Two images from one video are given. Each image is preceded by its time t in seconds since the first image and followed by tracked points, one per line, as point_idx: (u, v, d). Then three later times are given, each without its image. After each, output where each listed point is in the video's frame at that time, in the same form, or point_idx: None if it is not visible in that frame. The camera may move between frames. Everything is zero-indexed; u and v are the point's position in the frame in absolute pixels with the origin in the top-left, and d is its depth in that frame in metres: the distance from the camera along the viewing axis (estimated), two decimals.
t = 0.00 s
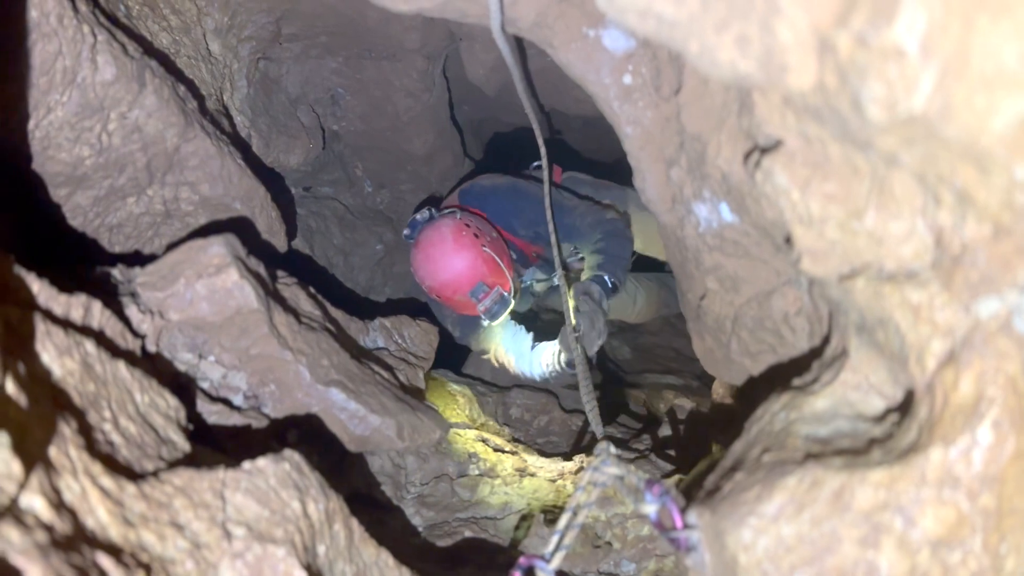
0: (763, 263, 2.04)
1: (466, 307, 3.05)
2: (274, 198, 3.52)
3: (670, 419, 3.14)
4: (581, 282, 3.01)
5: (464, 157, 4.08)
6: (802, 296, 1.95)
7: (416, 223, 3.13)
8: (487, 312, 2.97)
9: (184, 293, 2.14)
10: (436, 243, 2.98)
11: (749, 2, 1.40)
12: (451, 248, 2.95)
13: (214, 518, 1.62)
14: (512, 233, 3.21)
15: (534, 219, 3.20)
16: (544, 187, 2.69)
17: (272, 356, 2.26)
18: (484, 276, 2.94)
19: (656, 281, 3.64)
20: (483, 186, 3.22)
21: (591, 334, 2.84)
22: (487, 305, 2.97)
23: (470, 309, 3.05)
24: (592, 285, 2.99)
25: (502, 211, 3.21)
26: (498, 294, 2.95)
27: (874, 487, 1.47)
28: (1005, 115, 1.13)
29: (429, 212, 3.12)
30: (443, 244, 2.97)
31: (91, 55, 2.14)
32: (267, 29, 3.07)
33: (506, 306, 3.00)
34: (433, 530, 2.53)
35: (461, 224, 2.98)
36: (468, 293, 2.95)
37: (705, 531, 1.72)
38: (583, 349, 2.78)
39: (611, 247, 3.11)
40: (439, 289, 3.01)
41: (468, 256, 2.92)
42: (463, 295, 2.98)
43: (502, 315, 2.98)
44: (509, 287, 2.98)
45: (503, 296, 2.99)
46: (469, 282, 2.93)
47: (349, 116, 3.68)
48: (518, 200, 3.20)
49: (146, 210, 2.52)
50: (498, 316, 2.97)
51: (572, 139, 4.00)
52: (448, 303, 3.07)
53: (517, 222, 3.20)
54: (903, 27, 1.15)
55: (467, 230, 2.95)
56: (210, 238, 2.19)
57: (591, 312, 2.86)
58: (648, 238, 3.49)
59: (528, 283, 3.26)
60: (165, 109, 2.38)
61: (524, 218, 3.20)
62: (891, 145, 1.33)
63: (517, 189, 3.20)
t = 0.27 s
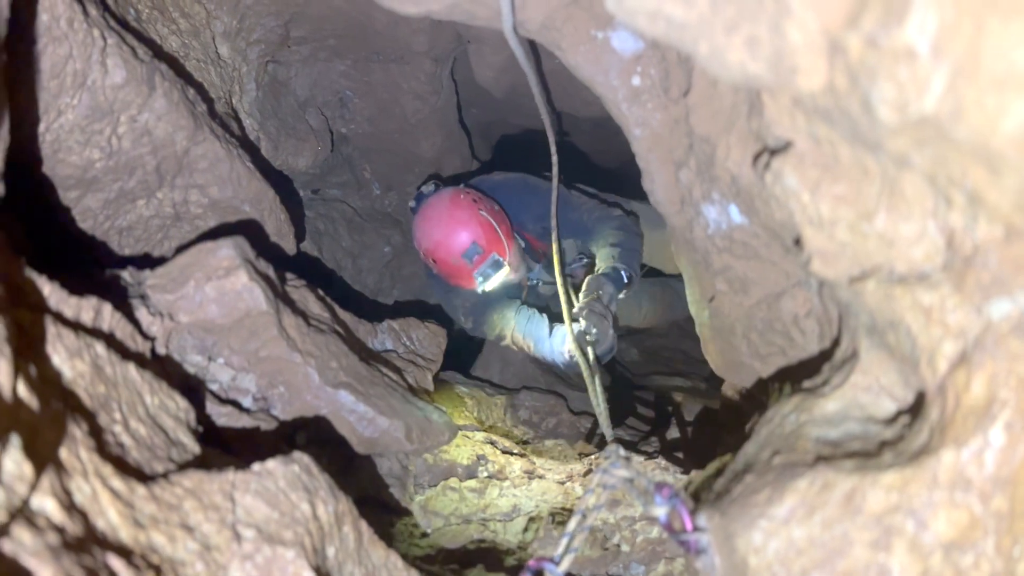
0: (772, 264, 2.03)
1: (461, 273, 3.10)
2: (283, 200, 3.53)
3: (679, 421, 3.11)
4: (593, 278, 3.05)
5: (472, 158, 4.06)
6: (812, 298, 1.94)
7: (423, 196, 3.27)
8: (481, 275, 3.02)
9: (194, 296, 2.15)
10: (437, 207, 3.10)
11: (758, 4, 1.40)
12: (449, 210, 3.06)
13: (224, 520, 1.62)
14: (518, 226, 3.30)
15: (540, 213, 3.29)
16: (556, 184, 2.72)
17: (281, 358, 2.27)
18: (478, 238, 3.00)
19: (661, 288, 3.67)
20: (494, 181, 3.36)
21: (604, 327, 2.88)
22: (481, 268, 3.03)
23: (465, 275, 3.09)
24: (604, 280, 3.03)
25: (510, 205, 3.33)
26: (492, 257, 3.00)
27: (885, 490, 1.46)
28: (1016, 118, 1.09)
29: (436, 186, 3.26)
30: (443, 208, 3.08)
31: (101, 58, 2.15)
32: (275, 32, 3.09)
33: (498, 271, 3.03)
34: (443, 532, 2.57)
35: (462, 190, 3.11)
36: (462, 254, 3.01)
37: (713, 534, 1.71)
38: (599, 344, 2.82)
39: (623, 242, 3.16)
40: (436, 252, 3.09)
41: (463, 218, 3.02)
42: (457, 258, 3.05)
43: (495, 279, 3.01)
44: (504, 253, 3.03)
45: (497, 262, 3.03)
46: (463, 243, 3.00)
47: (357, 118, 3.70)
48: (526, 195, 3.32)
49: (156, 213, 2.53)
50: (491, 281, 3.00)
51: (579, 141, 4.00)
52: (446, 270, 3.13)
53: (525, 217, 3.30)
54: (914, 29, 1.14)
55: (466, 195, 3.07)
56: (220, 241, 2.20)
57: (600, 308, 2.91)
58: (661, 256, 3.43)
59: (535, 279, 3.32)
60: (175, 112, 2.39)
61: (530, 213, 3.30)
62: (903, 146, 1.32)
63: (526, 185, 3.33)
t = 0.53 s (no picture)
0: (780, 267, 2.03)
1: (450, 252, 3.11)
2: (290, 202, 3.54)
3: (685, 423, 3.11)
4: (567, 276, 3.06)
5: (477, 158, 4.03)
6: (820, 301, 1.94)
7: (417, 177, 3.29)
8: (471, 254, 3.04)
9: (202, 298, 2.15)
10: (431, 185, 3.11)
11: (767, 5, 1.40)
12: (445, 187, 3.07)
13: (232, 522, 1.63)
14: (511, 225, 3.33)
15: (532, 212, 3.33)
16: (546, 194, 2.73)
17: (289, 360, 2.28)
18: (472, 216, 3.03)
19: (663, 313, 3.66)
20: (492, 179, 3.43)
21: (587, 326, 2.91)
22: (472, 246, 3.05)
23: (454, 254, 3.10)
24: (583, 279, 3.03)
25: (504, 205, 3.37)
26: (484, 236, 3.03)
27: (895, 493, 1.46)
28: None
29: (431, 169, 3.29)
30: (438, 185, 3.10)
31: (109, 62, 2.16)
32: (283, 35, 3.10)
33: (489, 250, 3.06)
34: (449, 535, 2.54)
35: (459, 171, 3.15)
36: (454, 230, 3.02)
37: (723, 538, 1.72)
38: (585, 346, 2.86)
39: (603, 241, 3.19)
40: (427, 229, 3.09)
41: (459, 195, 3.05)
42: (448, 235, 3.05)
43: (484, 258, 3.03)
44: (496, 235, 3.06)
45: (489, 242, 3.06)
46: (456, 220, 3.02)
47: (364, 120, 3.70)
48: (520, 194, 3.38)
49: (164, 215, 2.54)
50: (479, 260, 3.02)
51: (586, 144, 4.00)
52: (435, 248, 3.13)
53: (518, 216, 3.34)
54: (924, 30, 1.13)
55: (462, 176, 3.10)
56: (228, 244, 2.21)
57: (587, 307, 2.92)
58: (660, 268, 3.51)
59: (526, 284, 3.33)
60: (183, 115, 2.40)
61: (523, 213, 3.34)
62: (913, 148, 1.31)
63: (521, 184, 3.40)
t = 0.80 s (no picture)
0: (787, 269, 2.02)
1: (444, 253, 3.10)
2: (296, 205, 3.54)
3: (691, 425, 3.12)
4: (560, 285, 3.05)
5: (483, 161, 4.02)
6: (827, 303, 1.93)
7: (414, 178, 3.29)
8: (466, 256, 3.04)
9: (209, 301, 2.16)
10: (428, 185, 3.12)
11: (775, 8, 1.39)
12: (442, 187, 3.08)
13: (239, 525, 1.63)
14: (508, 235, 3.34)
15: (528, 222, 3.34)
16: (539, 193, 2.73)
17: (295, 363, 2.28)
18: (468, 217, 3.03)
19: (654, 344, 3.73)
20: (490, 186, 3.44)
21: (581, 330, 2.86)
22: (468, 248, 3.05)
23: (447, 254, 3.10)
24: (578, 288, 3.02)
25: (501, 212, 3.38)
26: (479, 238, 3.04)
27: (903, 497, 1.45)
28: None
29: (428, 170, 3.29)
30: (435, 185, 3.10)
31: (117, 64, 2.16)
32: (290, 38, 3.11)
33: (483, 251, 3.05)
34: (455, 538, 2.55)
35: (456, 173, 3.15)
36: (449, 230, 3.02)
37: (729, 541, 1.73)
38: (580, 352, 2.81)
39: (599, 254, 3.19)
40: (422, 228, 3.09)
41: (455, 196, 3.05)
42: (443, 236, 3.05)
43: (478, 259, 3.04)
44: (492, 238, 3.07)
45: (485, 244, 3.06)
46: (451, 220, 3.02)
47: (371, 123, 3.71)
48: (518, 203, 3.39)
49: (171, 218, 2.55)
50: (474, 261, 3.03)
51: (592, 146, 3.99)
52: (429, 248, 3.13)
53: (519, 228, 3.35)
54: (933, 34, 1.12)
55: (460, 178, 3.11)
56: (235, 246, 2.21)
57: (582, 312, 2.89)
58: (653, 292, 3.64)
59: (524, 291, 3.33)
60: (190, 117, 2.41)
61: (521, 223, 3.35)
62: (921, 150, 1.31)
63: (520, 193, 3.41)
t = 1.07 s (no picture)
0: (792, 272, 2.02)
1: (453, 283, 3.05)
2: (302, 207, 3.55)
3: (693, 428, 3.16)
4: (583, 297, 3.04)
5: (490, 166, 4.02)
6: (833, 306, 1.93)
7: (425, 197, 3.22)
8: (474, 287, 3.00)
9: (215, 302, 2.17)
10: (435, 212, 3.04)
11: (781, 11, 1.40)
12: (449, 214, 3.01)
13: (244, 526, 1.63)
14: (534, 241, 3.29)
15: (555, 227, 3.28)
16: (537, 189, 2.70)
17: (300, 364, 2.29)
18: (475, 246, 2.96)
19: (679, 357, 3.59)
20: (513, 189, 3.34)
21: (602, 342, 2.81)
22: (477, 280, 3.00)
23: (456, 284, 3.05)
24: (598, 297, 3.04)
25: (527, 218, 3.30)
26: (488, 271, 2.98)
27: (908, 501, 1.44)
28: None
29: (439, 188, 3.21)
30: (442, 211, 3.03)
31: (123, 66, 2.17)
32: (295, 40, 3.12)
33: (493, 284, 3.00)
34: (459, 540, 2.52)
35: (464, 196, 3.07)
36: (456, 262, 2.97)
37: (734, 544, 1.72)
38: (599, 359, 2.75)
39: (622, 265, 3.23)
40: (429, 256, 3.04)
41: (461, 223, 2.98)
42: (450, 266, 3.00)
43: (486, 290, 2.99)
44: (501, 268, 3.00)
45: (493, 274, 3.00)
46: (458, 251, 2.96)
47: (376, 125, 3.72)
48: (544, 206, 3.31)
49: (177, 220, 2.56)
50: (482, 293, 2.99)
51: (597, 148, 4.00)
52: (438, 276, 3.07)
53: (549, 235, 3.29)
54: (939, 37, 1.12)
55: (468, 202, 3.03)
56: (240, 248, 2.22)
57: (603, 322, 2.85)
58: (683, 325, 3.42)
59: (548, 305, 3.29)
60: (196, 120, 2.42)
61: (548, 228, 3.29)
62: (926, 153, 1.31)
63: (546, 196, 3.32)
